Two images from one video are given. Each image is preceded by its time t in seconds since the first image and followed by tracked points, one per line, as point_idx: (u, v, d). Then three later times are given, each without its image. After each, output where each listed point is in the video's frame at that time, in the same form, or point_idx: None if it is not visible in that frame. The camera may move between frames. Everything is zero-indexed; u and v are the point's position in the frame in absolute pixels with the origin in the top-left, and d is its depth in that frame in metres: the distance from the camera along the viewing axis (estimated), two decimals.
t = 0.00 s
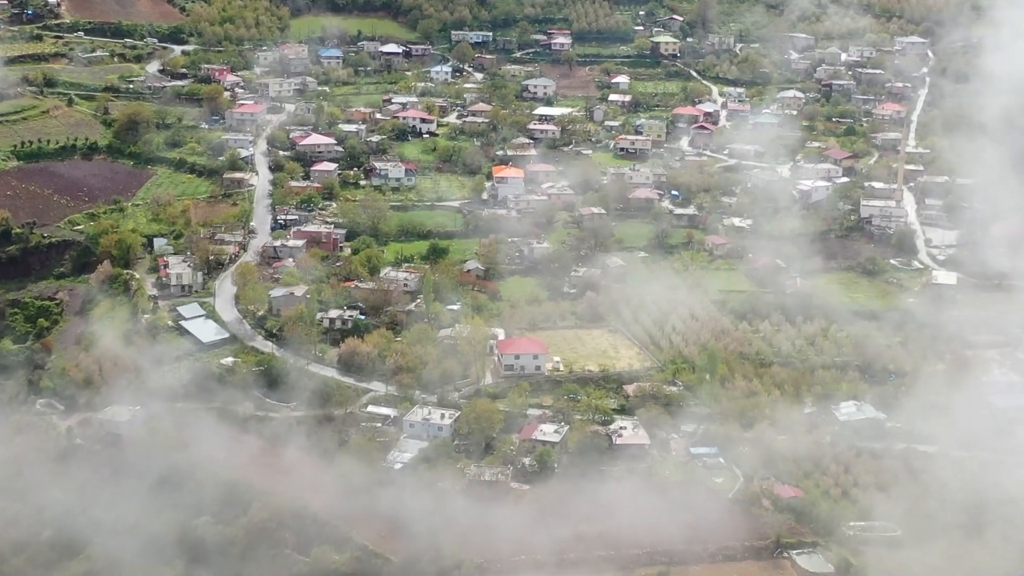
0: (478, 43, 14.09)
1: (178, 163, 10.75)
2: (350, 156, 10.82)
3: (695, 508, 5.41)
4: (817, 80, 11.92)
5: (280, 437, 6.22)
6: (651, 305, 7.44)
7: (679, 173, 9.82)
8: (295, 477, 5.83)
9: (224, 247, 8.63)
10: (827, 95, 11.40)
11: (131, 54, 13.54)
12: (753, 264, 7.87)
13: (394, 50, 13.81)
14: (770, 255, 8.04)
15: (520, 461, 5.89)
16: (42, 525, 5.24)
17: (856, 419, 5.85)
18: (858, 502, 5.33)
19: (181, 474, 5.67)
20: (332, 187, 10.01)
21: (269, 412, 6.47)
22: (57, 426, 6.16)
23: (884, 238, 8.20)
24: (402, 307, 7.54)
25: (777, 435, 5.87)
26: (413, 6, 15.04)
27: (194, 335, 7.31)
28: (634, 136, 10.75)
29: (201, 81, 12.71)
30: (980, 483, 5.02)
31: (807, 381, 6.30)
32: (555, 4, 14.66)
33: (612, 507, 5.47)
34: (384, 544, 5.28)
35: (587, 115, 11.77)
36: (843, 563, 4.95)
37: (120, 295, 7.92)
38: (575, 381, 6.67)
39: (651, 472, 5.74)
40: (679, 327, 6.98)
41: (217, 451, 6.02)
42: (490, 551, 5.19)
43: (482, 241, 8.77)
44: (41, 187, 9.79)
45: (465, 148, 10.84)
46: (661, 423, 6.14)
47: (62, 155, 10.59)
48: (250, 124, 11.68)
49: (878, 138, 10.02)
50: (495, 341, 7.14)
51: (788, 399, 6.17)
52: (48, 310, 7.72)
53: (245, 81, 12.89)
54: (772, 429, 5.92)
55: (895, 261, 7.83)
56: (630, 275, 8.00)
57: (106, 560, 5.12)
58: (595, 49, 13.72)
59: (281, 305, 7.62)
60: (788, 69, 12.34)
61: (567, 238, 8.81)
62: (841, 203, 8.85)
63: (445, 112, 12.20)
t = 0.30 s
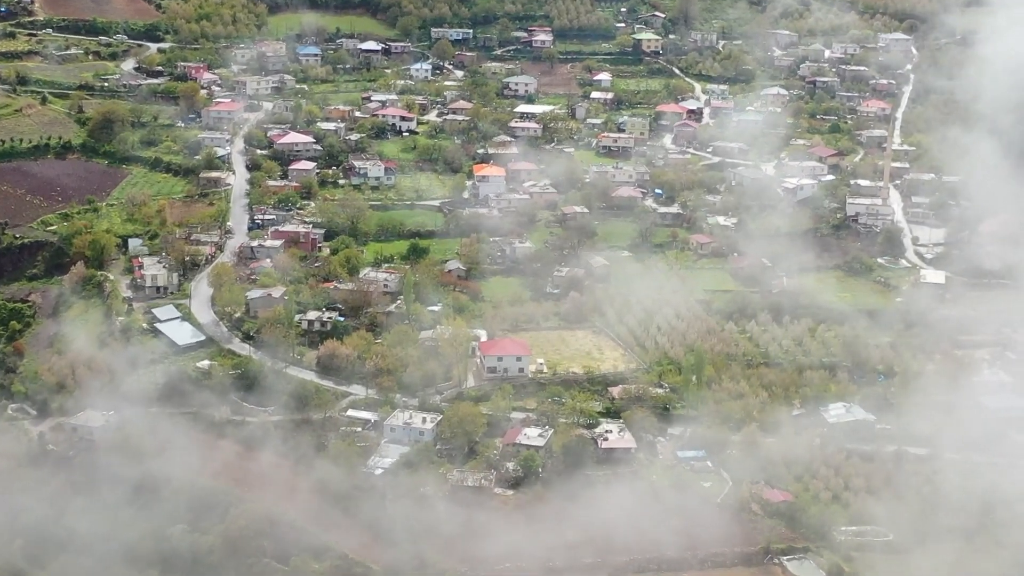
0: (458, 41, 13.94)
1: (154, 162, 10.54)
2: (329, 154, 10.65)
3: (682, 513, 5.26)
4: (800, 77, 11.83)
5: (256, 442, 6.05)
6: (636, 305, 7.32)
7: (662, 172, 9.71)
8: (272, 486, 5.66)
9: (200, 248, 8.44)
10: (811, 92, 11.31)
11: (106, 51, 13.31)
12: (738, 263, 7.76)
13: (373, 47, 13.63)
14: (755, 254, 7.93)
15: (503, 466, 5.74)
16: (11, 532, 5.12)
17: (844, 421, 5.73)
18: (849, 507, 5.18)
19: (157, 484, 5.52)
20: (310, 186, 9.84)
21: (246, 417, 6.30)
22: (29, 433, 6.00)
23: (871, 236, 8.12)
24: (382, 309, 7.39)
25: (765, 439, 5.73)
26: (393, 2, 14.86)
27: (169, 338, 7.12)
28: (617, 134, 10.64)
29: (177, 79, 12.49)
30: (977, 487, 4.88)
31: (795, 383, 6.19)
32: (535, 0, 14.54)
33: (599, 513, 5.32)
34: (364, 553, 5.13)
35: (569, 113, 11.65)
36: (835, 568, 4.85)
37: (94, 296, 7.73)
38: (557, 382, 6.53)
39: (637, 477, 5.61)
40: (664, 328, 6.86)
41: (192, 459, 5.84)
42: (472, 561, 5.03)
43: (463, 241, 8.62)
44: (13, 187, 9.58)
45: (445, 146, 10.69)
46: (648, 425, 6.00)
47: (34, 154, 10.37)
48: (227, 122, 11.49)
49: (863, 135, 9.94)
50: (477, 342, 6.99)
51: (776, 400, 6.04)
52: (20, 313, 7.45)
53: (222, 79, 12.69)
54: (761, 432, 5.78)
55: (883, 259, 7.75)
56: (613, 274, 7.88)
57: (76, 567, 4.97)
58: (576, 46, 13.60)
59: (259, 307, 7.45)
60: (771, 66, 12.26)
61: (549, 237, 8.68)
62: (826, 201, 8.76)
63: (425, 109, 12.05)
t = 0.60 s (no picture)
0: (436, 39, 13.79)
1: (126, 162, 10.32)
2: (305, 154, 10.47)
3: (668, 520, 5.08)
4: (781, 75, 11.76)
5: (232, 450, 5.90)
6: (618, 307, 7.20)
7: (643, 171, 9.61)
8: (247, 497, 5.50)
9: (174, 250, 8.26)
10: (793, 90, 11.24)
11: (78, 50, 13.07)
12: (721, 263, 7.65)
13: (350, 46, 13.45)
14: (738, 254, 7.82)
15: (485, 472, 5.59)
16: None
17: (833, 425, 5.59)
18: (839, 512, 5.01)
19: (129, 496, 5.36)
20: (287, 186, 9.67)
21: (221, 424, 6.12)
22: None
23: (855, 235, 8.04)
24: (360, 311, 7.24)
25: (752, 443, 5.58)
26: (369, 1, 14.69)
27: (142, 343, 6.93)
28: (597, 133, 10.54)
29: (150, 78, 12.27)
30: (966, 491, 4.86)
31: (780, 385, 6.02)
32: None
33: (584, 522, 5.17)
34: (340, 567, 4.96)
35: (548, 112, 11.54)
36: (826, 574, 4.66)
37: (65, 299, 7.52)
38: (539, 386, 6.39)
39: (622, 483, 5.46)
40: (648, 330, 6.75)
41: (168, 469, 5.69)
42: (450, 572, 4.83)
43: (442, 242, 8.48)
44: None
45: (424, 145, 10.54)
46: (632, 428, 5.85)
47: (5, 155, 10.15)
48: (201, 122, 11.29)
49: (845, 133, 9.88)
50: (457, 345, 6.85)
51: (763, 403, 5.88)
52: None
53: (197, 78, 12.48)
54: (748, 436, 5.62)
55: (868, 259, 7.66)
56: (595, 275, 7.76)
57: None
58: (555, 45, 13.48)
59: (234, 310, 7.28)
60: (752, 65, 12.18)
61: (530, 238, 8.56)
62: (809, 200, 8.69)
63: (403, 109, 11.89)
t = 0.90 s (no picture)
0: (414, 38, 13.64)
1: (100, 163, 10.11)
2: (282, 154, 10.30)
3: (655, 530, 4.94)
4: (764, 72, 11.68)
5: (209, 457, 5.73)
6: (602, 309, 7.08)
7: (625, 171, 9.51)
8: (222, 509, 5.32)
9: (149, 252, 8.08)
10: (775, 88, 11.16)
11: (51, 50, 12.84)
12: (706, 264, 7.54)
13: (328, 45, 13.26)
14: (723, 254, 7.71)
15: (468, 479, 5.42)
16: None
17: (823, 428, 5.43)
18: (828, 518, 4.86)
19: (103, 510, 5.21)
20: (264, 186, 9.50)
21: (196, 430, 5.94)
22: None
23: (841, 234, 7.95)
24: (339, 314, 7.09)
25: (741, 447, 5.44)
26: None
27: (116, 348, 6.75)
28: (578, 132, 10.43)
29: (124, 78, 12.06)
30: (956, 495, 4.77)
31: (768, 388, 5.88)
32: None
33: (572, 531, 5.04)
34: None
35: (529, 111, 11.42)
36: None
37: (36, 303, 7.32)
38: (523, 390, 6.26)
39: (607, 490, 5.31)
40: (632, 332, 6.64)
41: (143, 478, 5.53)
42: None
43: (421, 243, 8.34)
44: None
45: (403, 145, 10.40)
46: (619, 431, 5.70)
47: None
48: (177, 121, 11.09)
49: (828, 132, 9.81)
50: (438, 349, 6.71)
51: (751, 405, 5.76)
52: None
53: (172, 77, 12.28)
54: (737, 441, 5.48)
55: (855, 258, 7.58)
56: (578, 277, 7.63)
57: None
58: (535, 43, 13.36)
59: (209, 313, 7.11)
60: (733, 62, 12.11)
61: (511, 238, 8.43)
62: (794, 199, 8.60)
63: (382, 108, 11.73)
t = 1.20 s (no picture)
0: (392, 36, 13.48)
1: (73, 163, 9.90)
2: (258, 153, 10.13)
3: (643, 536, 4.83)
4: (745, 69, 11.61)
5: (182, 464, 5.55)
6: (586, 310, 6.96)
7: (606, 170, 9.41)
8: (193, 517, 5.14)
9: (122, 254, 7.89)
10: (757, 85, 11.09)
11: (22, 49, 12.59)
12: (690, 264, 7.44)
13: (304, 43, 13.08)
14: (707, 254, 7.62)
15: (450, 484, 5.28)
16: None
17: (811, 431, 5.33)
18: (819, 523, 4.74)
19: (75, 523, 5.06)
20: (240, 186, 9.33)
21: (171, 437, 5.77)
22: None
23: (826, 232, 7.87)
24: (317, 317, 6.94)
25: (728, 450, 5.33)
26: None
27: (88, 352, 6.56)
28: (559, 131, 10.33)
29: (97, 77, 11.83)
30: (948, 502, 4.73)
31: (755, 389, 5.77)
32: None
33: (558, 540, 4.91)
34: None
35: (509, 109, 11.30)
36: None
37: (6, 306, 7.12)
38: (506, 393, 6.13)
39: (593, 495, 5.18)
40: (616, 333, 6.53)
41: (114, 487, 5.34)
42: None
43: (401, 244, 8.20)
44: None
45: (381, 144, 10.25)
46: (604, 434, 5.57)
47: None
48: (151, 121, 10.88)
49: (811, 130, 9.74)
50: (419, 351, 6.57)
51: (738, 407, 5.65)
52: None
53: (147, 76, 12.06)
54: (724, 444, 5.37)
55: (841, 258, 7.51)
56: (560, 277, 7.51)
57: None
58: (514, 41, 13.23)
59: (185, 316, 6.95)
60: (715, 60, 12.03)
61: (492, 239, 8.31)
62: (777, 199, 8.52)
63: (360, 106, 11.58)
